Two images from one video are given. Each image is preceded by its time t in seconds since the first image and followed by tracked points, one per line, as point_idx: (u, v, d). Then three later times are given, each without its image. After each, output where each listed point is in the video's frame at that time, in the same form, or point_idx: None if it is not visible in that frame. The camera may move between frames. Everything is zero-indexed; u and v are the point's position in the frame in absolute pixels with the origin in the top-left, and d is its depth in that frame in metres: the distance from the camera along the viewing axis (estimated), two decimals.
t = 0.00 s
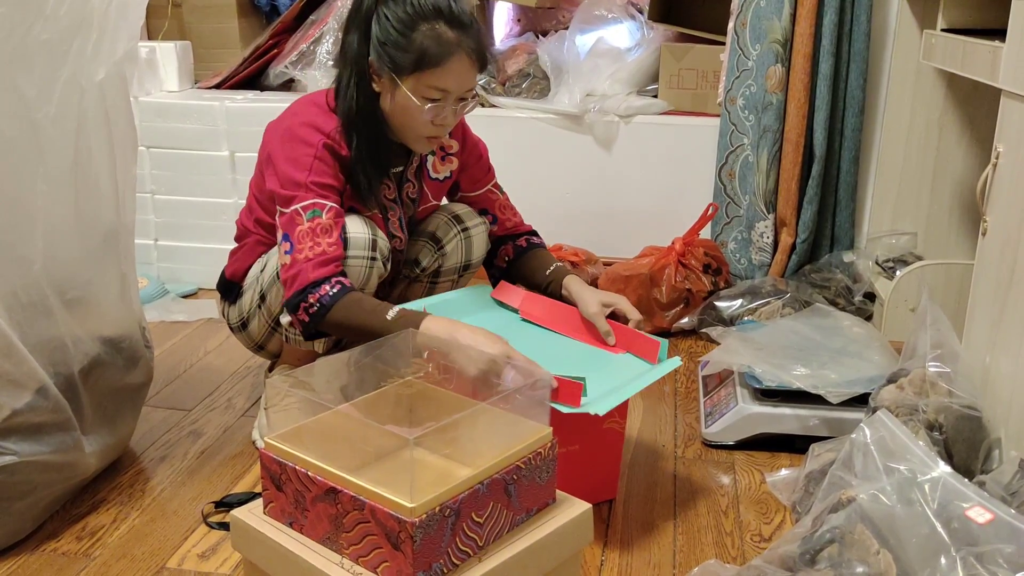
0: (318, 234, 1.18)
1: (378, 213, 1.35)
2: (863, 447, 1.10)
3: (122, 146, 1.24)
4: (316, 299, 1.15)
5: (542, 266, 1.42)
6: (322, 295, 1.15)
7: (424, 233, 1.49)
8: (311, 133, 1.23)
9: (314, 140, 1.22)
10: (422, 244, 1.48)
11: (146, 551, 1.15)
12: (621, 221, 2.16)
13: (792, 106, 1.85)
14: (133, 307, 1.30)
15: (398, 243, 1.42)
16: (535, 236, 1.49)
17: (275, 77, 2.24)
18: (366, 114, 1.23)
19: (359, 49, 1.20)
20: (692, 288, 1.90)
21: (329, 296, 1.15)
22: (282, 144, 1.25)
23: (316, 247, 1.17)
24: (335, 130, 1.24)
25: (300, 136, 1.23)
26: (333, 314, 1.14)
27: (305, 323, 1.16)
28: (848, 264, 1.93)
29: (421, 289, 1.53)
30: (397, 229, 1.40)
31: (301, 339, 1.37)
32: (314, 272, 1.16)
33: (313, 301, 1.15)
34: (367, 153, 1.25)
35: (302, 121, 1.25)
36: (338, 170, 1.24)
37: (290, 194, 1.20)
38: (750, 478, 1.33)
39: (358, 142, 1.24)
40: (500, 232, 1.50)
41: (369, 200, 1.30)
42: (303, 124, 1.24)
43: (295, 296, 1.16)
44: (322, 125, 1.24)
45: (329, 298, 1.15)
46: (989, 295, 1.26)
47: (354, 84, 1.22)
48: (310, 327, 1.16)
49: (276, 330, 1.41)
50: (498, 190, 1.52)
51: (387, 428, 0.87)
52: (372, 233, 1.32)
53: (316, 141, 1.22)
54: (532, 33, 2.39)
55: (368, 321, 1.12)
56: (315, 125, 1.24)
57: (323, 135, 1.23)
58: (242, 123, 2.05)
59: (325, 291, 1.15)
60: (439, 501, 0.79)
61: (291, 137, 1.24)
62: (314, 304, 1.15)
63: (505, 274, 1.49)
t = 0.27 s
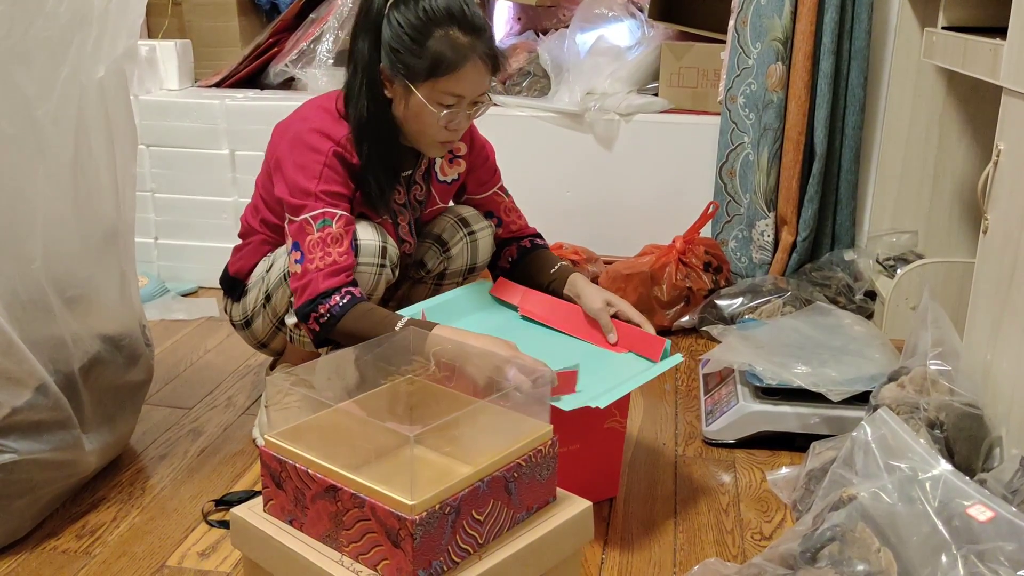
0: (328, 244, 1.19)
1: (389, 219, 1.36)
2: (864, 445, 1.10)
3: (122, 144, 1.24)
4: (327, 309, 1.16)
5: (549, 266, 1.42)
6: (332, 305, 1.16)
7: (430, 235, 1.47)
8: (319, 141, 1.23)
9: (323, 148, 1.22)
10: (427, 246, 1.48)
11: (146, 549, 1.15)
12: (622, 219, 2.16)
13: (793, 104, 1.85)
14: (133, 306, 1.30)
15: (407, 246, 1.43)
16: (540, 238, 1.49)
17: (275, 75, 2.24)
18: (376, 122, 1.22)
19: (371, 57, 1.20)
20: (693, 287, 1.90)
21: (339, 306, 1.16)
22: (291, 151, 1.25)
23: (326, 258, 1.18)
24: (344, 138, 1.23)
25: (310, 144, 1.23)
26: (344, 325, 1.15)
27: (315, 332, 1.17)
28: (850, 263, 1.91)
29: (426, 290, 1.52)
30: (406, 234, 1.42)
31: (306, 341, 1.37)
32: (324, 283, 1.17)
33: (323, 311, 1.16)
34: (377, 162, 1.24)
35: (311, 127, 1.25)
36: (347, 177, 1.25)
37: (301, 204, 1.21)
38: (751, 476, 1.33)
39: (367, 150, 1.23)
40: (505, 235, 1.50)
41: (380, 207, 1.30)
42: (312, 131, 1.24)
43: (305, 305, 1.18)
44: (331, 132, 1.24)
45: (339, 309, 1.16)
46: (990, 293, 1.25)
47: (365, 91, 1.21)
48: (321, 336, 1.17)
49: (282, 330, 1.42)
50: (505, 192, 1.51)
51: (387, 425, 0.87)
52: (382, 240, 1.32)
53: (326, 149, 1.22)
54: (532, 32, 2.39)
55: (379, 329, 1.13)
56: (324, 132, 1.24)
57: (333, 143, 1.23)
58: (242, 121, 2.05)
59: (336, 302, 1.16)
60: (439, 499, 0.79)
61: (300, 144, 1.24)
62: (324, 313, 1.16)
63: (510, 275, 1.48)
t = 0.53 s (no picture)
0: (332, 247, 1.19)
1: (392, 223, 1.35)
2: (864, 445, 1.10)
3: (121, 144, 1.24)
4: (330, 311, 1.16)
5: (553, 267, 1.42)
6: (335, 307, 1.16)
7: (432, 237, 1.47)
8: (325, 142, 1.23)
9: (329, 149, 1.22)
10: (429, 249, 1.47)
11: (146, 549, 1.15)
12: (622, 219, 2.16)
13: (793, 103, 1.85)
14: (133, 305, 1.30)
15: (410, 250, 1.42)
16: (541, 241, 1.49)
17: (275, 75, 2.24)
18: (382, 126, 1.21)
19: (378, 60, 1.19)
20: (693, 287, 1.90)
21: (343, 308, 1.16)
22: (296, 152, 1.25)
23: (330, 260, 1.19)
24: (349, 141, 1.23)
25: (315, 145, 1.23)
26: (347, 327, 1.15)
27: (318, 334, 1.17)
28: (849, 262, 1.92)
29: (426, 293, 1.52)
30: (409, 237, 1.41)
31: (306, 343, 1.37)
32: (328, 285, 1.17)
33: (327, 313, 1.16)
34: (381, 166, 1.24)
35: (316, 128, 1.25)
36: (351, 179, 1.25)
37: (306, 205, 1.21)
38: (751, 476, 1.33)
39: (373, 153, 1.23)
40: (507, 237, 1.50)
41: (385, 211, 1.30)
42: (316, 132, 1.24)
43: (308, 307, 1.18)
44: (336, 134, 1.23)
45: (342, 310, 1.16)
46: (990, 293, 1.25)
47: (371, 95, 1.20)
48: (323, 338, 1.18)
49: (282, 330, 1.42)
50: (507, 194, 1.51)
51: (387, 425, 0.87)
52: (384, 243, 1.32)
53: (331, 150, 1.22)
54: (532, 31, 2.39)
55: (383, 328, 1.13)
56: (330, 134, 1.23)
57: (338, 145, 1.23)
58: (241, 120, 2.05)
59: (338, 304, 1.16)
60: (439, 499, 0.79)
61: (305, 145, 1.24)
62: (327, 315, 1.16)
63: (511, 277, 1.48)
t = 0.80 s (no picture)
0: (338, 244, 1.19)
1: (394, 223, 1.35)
2: (863, 445, 1.10)
3: (121, 143, 1.24)
4: (335, 306, 1.16)
5: (554, 271, 1.42)
6: (340, 302, 1.16)
7: (433, 238, 1.47)
8: (331, 139, 1.23)
9: (334, 147, 1.22)
10: (429, 250, 1.47)
11: (145, 549, 1.15)
12: (621, 219, 2.15)
13: (793, 104, 1.85)
14: (132, 305, 1.30)
15: (411, 250, 1.42)
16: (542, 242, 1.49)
17: (275, 74, 2.24)
18: (384, 131, 1.22)
19: (375, 72, 1.19)
20: (693, 287, 1.90)
21: (348, 303, 1.16)
22: (300, 149, 1.25)
23: (336, 256, 1.19)
24: (354, 139, 1.23)
25: (319, 144, 1.23)
26: (351, 323, 1.15)
27: (321, 330, 1.17)
28: (849, 262, 1.92)
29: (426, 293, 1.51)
30: (410, 238, 1.41)
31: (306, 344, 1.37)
32: (334, 281, 1.18)
33: (331, 308, 1.16)
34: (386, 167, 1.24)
35: (321, 126, 1.24)
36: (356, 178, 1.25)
37: (311, 202, 1.20)
38: (750, 477, 1.33)
39: (376, 154, 1.23)
40: (508, 237, 1.50)
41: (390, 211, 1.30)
42: (322, 130, 1.24)
43: (312, 303, 1.18)
44: (341, 131, 1.23)
45: (347, 306, 1.16)
46: (990, 294, 1.25)
47: (371, 103, 1.21)
48: (328, 335, 1.18)
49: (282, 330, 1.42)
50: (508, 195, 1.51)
51: (386, 425, 0.87)
52: (386, 244, 1.32)
53: (336, 149, 1.22)
54: (532, 31, 2.38)
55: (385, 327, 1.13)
56: (335, 132, 1.23)
57: (343, 143, 1.23)
58: (241, 120, 2.04)
59: (344, 299, 1.16)
60: (437, 499, 0.79)
61: (309, 142, 1.24)
62: (332, 310, 1.16)
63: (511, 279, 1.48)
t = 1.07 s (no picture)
0: (347, 243, 1.19)
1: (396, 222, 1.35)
2: (864, 447, 1.10)
3: (121, 143, 1.23)
4: (347, 305, 1.17)
5: (552, 278, 1.42)
6: (352, 300, 1.17)
7: (435, 237, 1.47)
8: (333, 141, 1.23)
9: (336, 149, 1.22)
10: (431, 249, 1.47)
11: (145, 549, 1.15)
12: (622, 219, 2.15)
13: (794, 104, 1.85)
14: (132, 305, 1.30)
15: (414, 250, 1.42)
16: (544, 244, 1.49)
17: (275, 74, 2.24)
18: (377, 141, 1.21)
19: (361, 89, 1.19)
20: (694, 287, 1.90)
21: (360, 301, 1.17)
22: (302, 151, 1.25)
23: (345, 255, 1.19)
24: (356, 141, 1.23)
25: (320, 147, 1.23)
26: (362, 321, 1.16)
27: (333, 328, 1.17)
28: (850, 262, 1.92)
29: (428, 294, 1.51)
30: (413, 239, 1.41)
31: (310, 343, 1.37)
32: (344, 279, 1.18)
33: (343, 306, 1.17)
34: (389, 170, 1.23)
35: (322, 128, 1.24)
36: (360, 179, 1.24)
37: (315, 204, 1.20)
38: (751, 477, 1.33)
39: (371, 164, 1.22)
40: (511, 237, 1.49)
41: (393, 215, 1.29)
42: (323, 131, 1.24)
43: (324, 302, 1.18)
44: (343, 133, 1.23)
45: (359, 304, 1.17)
46: (991, 294, 1.25)
47: (361, 118, 1.20)
48: (339, 334, 1.18)
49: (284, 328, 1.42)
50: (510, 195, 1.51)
51: (385, 426, 0.87)
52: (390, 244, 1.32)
53: (338, 150, 1.22)
54: (533, 30, 2.38)
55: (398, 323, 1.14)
56: (337, 133, 1.23)
57: (344, 144, 1.23)
58: (242, 119, 2.04)
59: (355, 297, 1.17)
60: (438, 500, 0.79)
61: (312, 143, 1.24)
62: (343, 309, 1.17)
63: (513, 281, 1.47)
